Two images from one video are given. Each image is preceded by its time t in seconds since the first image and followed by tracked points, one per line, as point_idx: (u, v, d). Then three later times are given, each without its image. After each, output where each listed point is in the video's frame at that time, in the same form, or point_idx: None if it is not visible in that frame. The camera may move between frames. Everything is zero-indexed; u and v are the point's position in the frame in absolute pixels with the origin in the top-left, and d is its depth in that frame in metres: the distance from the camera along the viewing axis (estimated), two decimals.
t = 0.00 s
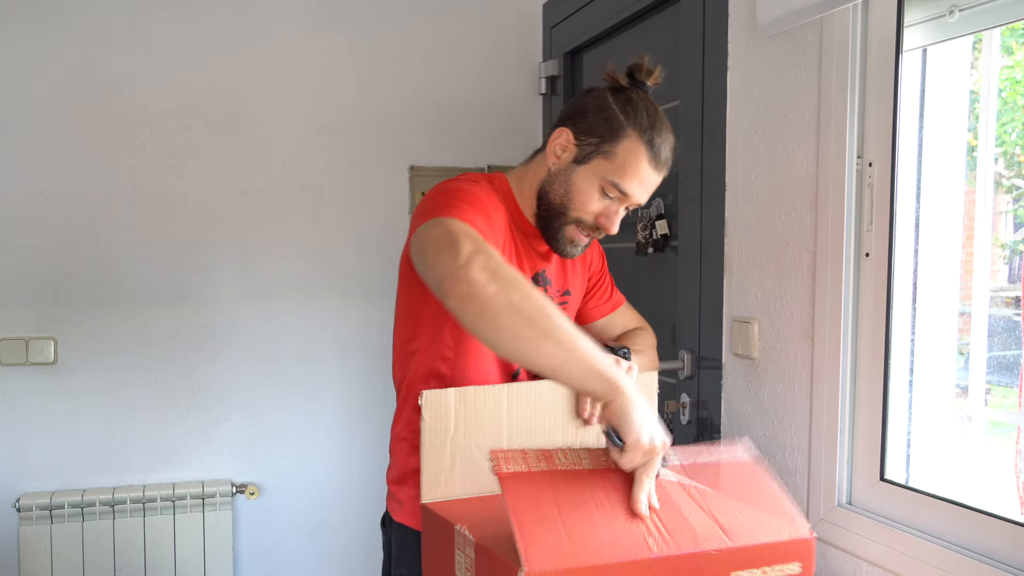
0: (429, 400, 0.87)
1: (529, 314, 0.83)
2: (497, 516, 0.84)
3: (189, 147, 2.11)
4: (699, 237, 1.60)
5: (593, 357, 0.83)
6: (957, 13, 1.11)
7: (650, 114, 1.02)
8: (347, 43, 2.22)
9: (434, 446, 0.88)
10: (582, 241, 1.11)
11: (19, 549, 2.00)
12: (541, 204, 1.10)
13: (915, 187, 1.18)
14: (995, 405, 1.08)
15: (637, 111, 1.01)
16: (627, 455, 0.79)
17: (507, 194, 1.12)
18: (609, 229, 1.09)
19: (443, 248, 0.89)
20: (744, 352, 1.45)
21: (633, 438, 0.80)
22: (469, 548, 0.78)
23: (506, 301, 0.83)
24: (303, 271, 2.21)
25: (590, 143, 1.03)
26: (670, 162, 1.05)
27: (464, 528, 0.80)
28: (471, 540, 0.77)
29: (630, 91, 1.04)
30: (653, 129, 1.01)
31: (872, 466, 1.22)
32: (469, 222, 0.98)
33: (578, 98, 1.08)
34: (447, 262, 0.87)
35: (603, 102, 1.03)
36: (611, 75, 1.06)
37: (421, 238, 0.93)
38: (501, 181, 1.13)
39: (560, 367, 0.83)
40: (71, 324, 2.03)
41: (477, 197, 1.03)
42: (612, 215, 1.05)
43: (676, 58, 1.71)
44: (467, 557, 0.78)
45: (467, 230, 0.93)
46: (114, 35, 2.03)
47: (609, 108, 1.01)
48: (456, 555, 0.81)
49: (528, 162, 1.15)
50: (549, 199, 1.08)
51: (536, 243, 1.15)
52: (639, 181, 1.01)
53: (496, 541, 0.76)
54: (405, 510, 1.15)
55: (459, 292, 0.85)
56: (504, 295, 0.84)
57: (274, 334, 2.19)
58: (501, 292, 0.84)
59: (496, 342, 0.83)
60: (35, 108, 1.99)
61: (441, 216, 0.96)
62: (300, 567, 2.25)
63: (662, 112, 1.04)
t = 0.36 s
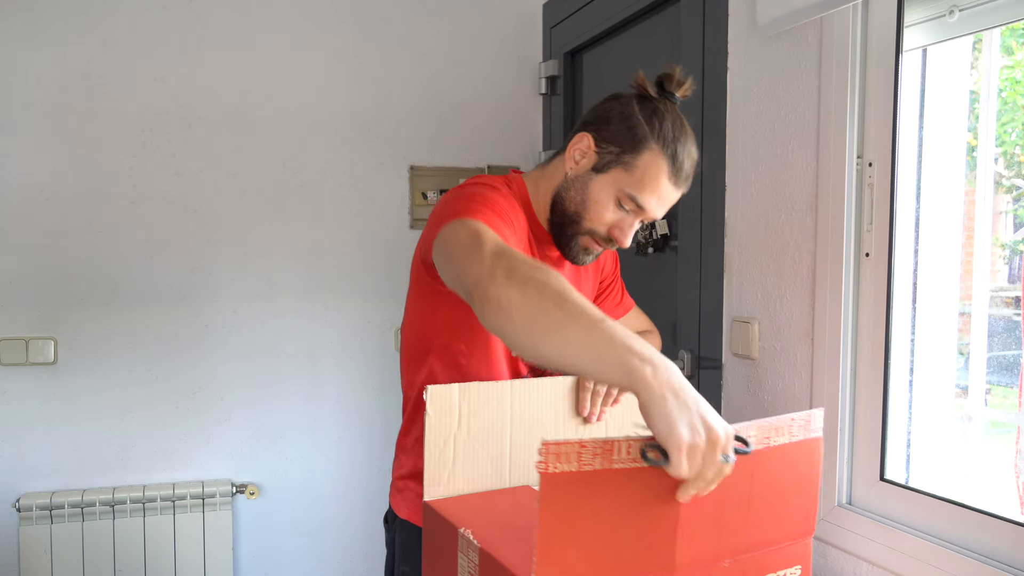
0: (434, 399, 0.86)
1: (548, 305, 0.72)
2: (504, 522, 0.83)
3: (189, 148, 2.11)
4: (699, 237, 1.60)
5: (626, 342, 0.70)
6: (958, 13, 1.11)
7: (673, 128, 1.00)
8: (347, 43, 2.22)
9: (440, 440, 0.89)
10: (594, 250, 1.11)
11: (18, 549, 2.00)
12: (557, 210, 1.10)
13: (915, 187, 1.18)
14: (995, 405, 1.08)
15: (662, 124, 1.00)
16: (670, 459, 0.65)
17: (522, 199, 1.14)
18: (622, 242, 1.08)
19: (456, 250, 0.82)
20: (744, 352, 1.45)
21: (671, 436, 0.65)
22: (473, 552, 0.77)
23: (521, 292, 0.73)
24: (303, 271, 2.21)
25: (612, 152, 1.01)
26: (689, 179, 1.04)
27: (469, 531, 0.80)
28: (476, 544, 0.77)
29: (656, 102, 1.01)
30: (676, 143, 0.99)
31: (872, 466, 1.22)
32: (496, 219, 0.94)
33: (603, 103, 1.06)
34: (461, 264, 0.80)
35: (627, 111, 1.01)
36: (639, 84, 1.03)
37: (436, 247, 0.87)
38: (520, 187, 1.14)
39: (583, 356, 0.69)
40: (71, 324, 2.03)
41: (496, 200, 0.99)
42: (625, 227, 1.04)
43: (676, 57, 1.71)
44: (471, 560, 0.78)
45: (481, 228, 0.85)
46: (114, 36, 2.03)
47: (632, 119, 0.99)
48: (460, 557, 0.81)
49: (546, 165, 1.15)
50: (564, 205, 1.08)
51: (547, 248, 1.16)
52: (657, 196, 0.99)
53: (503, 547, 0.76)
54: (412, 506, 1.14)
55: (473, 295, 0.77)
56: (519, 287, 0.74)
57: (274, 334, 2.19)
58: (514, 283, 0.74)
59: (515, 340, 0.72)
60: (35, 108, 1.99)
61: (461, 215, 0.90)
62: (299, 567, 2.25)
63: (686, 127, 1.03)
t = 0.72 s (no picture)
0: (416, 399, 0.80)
1: (566, 341, 0.71)
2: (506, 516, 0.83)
3: (189, 147, 2.11)
4: (699, 238, 1.60)
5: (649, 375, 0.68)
6: (958, 13, 1.11)
7: (667, 136, 1.00)
8: (347, 42, 2.22)
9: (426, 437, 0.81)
10: (588, 259, 1.11)
11: (18, 550, 2.00)
12: (550, 219, 1.09)
13: (915, 187, 1.18)
14: (995, 405, 1.08)
15: (656, 132, 0.99)
16: (681, 492, 0.62)
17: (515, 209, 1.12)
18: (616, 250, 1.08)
19: (465, 285, 0.80)
20: (744, 352, 1.45)
21: (687, 472, 0.63)
22: (476, 553, 0.77)
23: (540, 329, 0.72)
24: (303, 271, 2.21)
25: (605, 161, 1.01)
26: (683, 185, 1.04)
27: (472, 531, 0.79)
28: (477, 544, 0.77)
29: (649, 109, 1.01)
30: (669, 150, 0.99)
31: (872, 466, 1.22)
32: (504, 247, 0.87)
33: (595, 110, 1.05)
34: (471, 299, 0.78)
35: (620, 119, 1.00)
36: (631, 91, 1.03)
37: (445, 283, 0.84)
38: (513, 192, 1.11)
39: (605, 392, 0.69)
40: (71, 324, 2.03)
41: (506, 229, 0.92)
42: (620, 237, 1.05)
43: (676, 57, 1.71)
44: (473, 560, 0.78)
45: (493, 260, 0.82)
46: (114, 36, 2.03)
47: (626, 128, 0.99)
48: (463, 558, 0.81)
49: (537, 171, 1.13)
50: (557, 215, 1.08)
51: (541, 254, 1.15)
52: (652, 207, 0.99)
53: (507, 547, 0.75)
54: (415, 506, 1.15)
55: (489, 331, 0.76)
56: (537, 324, 0.73)
57: (274, 335, 2.19)
58: (532, 320, 0.73)
59: (536, 377, 0.72)
60: (35, 108, 1.99)
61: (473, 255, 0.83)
62: (300, 567, 2.25)
63: (679, 133, 1.02)
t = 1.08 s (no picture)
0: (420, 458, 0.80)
1: (586, 415, 0.67)
2: (503, 521, 0.85)
3: (189, 147, 2.11)
4: (698, 238, 1.60)
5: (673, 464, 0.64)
6: (957, 13, 1.11)
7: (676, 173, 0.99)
8: (348, 43, 2.22)
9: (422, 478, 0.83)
10: (594, 294, 1.11)
11: (18, 550, 2.00)
12: (557, 256, 1.08)
13: (915, 187, 1.17)
14: (995, 405, 1.07)
15: (665, 170, 0.98)
16: None
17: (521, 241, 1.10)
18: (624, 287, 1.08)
19: (483, 335, 0.77)
20: (744, 352, 1.45)
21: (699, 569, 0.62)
22: (474, 555, 0.79)
23: (561, 399, 0.69)
24: (303, 272, 2.21)
25: (615, 201, 1.00)
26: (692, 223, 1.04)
27: (471, 534, 0.81)
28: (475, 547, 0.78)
29: (658, 143, 1.00)
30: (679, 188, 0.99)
31: (872, 466, 1.22)
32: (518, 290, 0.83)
33: (602, 143, 1.04)
34: (491, 350, 0.76)
35: (629, 155, 0.99)
36: (638, 126, 1.02)
37: (460, 331, 0.80)
38: (522, 219, 1.08)
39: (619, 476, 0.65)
40: (71, 324, 2.03)
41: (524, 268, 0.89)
42: (628, 275, 1.04)
43: (676, 57, 1.71)
44: (471, 563, 0.79)
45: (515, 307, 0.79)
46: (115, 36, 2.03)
47: (635, 165, 0.98)
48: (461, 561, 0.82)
49: (543, 199, 1.10)
50: (564, 253, 1.07)
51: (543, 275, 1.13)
52: (661, 247, 0.99)
53: (507, 549, 0.77)
54: (400, 506, 1.14)
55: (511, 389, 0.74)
56: (560, 391, 0.70)
57: (274, 335, 2.19)
58: (554, 386, 0.70)
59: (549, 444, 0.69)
60: (35, 108, 1.99)
61: (489, 293, 0.81)
62: (300, 568, 2.25)
63: (687, 168, 1.01)
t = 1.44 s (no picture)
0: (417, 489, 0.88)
1: (534, 490, 0.76)
2: (501, 521, 0.86)
3: (189, 147, 2.11)
4: (698, 238, 1.60)
5: (586, 550, 0.74)
6: (958, 13, 1.11)
7: (674, 174, 0.99)
8: (347, 42, 2.22)
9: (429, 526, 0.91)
10: (594, 301, 1.09)
11: (18, 550, 2.00)
12: (554, 263, 1.06)
13: (915, 187, 1.17)
14: (995, 404, 1.07)
15: (661, 171, 0.98)
16: None
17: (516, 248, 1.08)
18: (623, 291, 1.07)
19: (454, 373, 0.82)
20: (744, 352, 1.45)
21: None
22: (473, 553, 0.80)
23: (515, 468, 0.77)
24: (303, 271, 2.21)
25: (612, 205, 1.00)
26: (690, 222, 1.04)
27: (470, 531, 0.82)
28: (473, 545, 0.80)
29: (654, 145, 0.99)
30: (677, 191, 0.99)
31: (872, 466, 1.23)
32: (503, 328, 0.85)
33: (597, 148, 1.03)
34: (462, 387, 0.81)
35: (625, 159, 0.99)
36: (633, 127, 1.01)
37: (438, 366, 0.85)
38: (518, 228, 1.07)
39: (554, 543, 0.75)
40: (71, 324, 2.03)
41: (510, 295, 0.90)
42: (628, 279, 1.04)
43: (676, 57, 1.71)
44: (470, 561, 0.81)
45: (498, 352, 0.82)
46: (114, 35, 2.03)
47: (630, 169, 0.98)
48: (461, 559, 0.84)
49: (539, 207, 1.09)
50: (561, 259, 1.05)
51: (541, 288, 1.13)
52: (660, 249, 0.99)
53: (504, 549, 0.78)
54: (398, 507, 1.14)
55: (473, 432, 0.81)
56: (513, 459, 0.77)
57: (274, 335, 2.19)
58: (509, 450, 0.77)
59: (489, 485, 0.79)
60: (35, 108, 1.99)
61: (469, 333, 0.83)
62: (300, 568, 2.25)
63: (685, 168, 1.01)
